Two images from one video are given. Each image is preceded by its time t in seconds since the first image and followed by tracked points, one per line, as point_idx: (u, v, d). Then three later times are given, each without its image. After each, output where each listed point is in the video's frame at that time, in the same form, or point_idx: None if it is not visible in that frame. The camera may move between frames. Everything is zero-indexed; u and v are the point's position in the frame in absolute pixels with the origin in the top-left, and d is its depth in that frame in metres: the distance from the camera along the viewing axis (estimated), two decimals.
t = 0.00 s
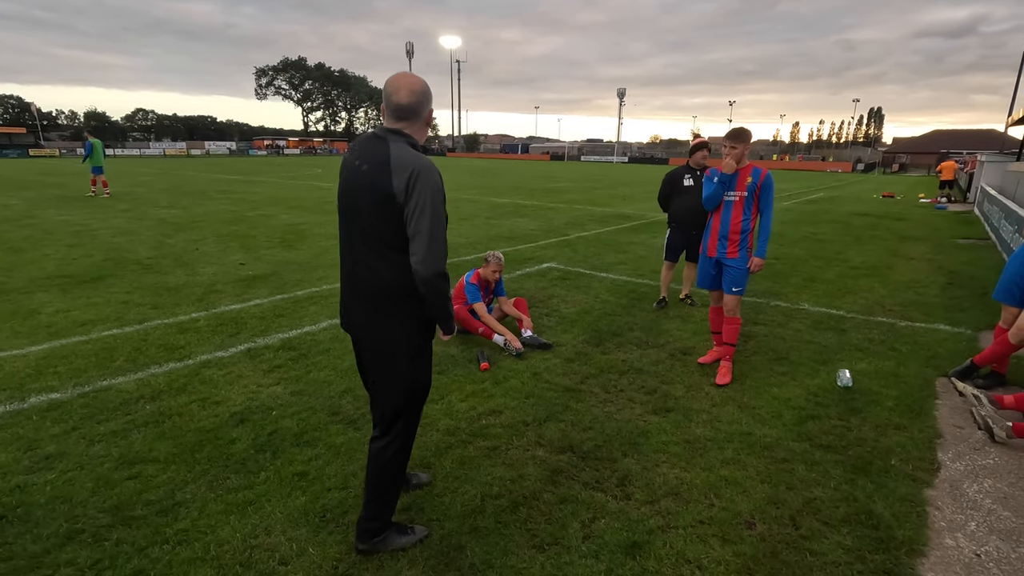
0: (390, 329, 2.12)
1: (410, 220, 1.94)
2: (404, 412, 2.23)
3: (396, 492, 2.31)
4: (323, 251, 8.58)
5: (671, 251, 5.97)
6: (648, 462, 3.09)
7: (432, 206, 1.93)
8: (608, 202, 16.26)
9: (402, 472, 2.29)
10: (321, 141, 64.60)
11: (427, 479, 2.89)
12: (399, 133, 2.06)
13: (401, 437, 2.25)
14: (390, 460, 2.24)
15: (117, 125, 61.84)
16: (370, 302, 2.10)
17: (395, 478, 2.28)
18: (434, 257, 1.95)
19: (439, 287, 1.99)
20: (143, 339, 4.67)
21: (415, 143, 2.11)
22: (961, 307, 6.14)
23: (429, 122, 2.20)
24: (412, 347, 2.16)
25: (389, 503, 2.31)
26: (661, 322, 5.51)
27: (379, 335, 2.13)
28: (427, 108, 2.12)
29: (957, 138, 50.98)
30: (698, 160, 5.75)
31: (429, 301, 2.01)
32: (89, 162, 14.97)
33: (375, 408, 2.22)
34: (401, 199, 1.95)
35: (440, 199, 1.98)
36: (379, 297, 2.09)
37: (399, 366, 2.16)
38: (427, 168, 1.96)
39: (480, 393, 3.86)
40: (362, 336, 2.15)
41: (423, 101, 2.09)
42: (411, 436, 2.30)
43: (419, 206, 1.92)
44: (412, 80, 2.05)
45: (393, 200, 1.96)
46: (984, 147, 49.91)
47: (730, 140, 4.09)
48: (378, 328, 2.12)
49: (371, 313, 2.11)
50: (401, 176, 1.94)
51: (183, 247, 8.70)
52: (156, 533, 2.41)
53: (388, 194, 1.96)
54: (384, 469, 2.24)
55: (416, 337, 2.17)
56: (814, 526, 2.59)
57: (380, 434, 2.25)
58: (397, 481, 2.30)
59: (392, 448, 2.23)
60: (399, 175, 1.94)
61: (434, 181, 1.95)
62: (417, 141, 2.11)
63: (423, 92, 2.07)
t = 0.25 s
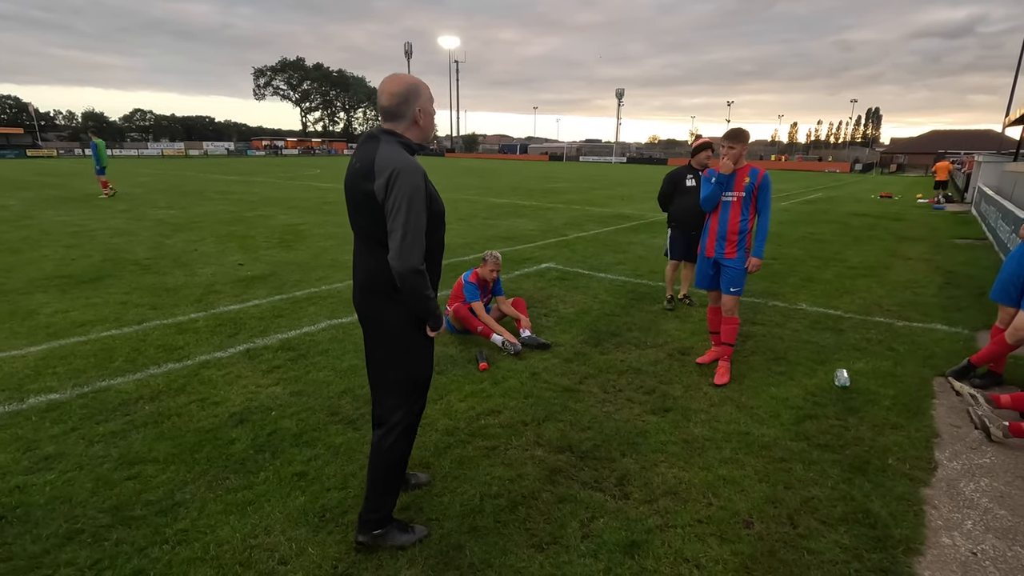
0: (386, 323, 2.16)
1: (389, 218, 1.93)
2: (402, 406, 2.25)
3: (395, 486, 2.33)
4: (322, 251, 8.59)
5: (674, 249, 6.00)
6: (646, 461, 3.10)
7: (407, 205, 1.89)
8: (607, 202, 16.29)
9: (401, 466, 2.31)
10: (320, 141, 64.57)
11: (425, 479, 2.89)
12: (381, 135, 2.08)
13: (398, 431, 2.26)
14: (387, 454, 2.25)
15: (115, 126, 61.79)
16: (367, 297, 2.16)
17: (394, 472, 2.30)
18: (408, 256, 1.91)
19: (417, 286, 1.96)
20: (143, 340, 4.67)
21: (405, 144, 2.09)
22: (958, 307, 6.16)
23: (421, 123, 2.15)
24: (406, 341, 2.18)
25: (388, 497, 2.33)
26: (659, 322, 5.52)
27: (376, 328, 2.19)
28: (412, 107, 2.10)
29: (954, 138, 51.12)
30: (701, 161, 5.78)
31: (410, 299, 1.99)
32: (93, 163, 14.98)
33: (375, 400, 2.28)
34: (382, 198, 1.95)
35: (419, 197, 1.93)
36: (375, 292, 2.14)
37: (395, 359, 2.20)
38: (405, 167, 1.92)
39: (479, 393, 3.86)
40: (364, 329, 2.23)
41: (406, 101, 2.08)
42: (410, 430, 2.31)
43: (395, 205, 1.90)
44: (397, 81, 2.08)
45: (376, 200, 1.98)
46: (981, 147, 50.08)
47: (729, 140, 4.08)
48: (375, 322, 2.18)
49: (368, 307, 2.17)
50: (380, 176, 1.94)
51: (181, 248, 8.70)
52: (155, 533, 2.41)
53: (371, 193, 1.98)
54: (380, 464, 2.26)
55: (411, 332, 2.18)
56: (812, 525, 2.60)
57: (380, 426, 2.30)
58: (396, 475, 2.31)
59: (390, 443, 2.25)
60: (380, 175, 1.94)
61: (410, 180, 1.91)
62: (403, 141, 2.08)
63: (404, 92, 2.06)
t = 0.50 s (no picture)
0: (385, 320, 2.18)
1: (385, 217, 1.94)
2: (400, 403, 2.27)
3: (393, 483, 2.34)
4: (320, 252, 8.59)
5: (675, 252, 6.00)
6: (643, 461, 3.11)
7: (403, 204, 1.90)
8: (605, 202, 16.32)
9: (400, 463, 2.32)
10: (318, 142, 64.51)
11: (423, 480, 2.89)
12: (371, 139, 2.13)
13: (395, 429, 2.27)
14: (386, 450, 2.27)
15: (112, 126, 61.65)
16: (365, 294, 2.18)
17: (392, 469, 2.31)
18: (403, 255, 1.92)
19: (413, 285, 1.96)
20: (140, 341, 4.67)
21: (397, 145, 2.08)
22: (954, 307, 6.18)
23: (411, 124, 2.11)
24: (404, 339, 2.20)
25: (386, 495, 2.33)
26: (657, 322, 5.54)
27: (375, 325, 2.21)
28: (399, 107, 2.09)
29: (951, 138, 51.28)
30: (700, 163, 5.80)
31: (405, 298, 2.00)
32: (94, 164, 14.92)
33: (374, 396, 2.30)
34: (379, 197, 1.96)
35: (415, 196, 1.94)
36: (373, 290, 2.16)
37: (392, 356, 2.22)
38: (402, 167, 1.94)
39: (477, 394, 3.87)
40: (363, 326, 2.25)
41: (392, 102, 2.09)
42: (408, 427, 2.33)
43: (391, 204, 1.91)
44: (383, 85, 2.10)
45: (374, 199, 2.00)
46: (977, 147, 50.25)
47: (725, 140, 4.07)
48: (374, 319, 2.20)
49: (367, 305, 2.20)
50: (377, 176, 1.95)
51: (179, 248, 8.69)
52: (153, 534, 2.41)
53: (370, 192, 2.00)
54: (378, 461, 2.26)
55: (409, 329, 2.20)
56: (808, 524, 2.61)
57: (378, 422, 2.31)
58: (394, 473, 2.32)
59: (388, 440, 2.25)
60: (377, 174, 1.95)
61: (407, 180, 1.92)
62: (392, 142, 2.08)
63: (388, 93, 2.08)
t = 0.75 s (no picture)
0: (382, 318, 2.19)
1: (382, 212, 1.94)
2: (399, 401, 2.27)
3: (390, 482, 2.34)
4: (317, 252, 8.59)
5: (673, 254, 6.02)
6: (640, 461, 3.11)
7: (400, 200, 1.90)
8: (602, 202, 16.34)
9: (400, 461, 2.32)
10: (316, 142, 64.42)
11: (419, 480, 2.89)
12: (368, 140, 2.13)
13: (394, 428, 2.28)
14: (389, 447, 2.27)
15: (109, 126, 61.47)
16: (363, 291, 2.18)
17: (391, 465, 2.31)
18: (399, 251, 1.92)
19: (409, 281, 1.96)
20: (137, 341, 4.66)
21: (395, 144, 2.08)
22: (949, 307, 6.21)
23: (408, 123, 2.12)
24: (402, 337, 2.20)
25: (383, 494, 2.34)
26: (654, 321, 5.55)
27: (373, 323, 2.21)
28: (393, 107, 2.10)
29: (947, 138, 51.46)
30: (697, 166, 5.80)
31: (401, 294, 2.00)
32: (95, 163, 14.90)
33: (372, 394, 2.31)
34: (377, 193, 1.97)
35: (413, 192, 1.94)
36: (373, 287, 2.17)
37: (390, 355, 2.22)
38: (400, 163, 1.94)
39: (474, 394, 3.88)
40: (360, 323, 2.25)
41: (387, 102, 2.10)
42: (407, 426, 2.33)
43: (389, 198, 1.91)
44: (379, 87, 2.12)
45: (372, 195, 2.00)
46: (973, 147, 50.45)
47: (723, 141, 4.11)
48: (372, 316, 2.20)
49: (366, 301, 2.20)
50: (375, 171, 1.96)
51: (176, 249, 8.67)
52: (150, 534, 2.41)
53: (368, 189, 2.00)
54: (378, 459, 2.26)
55: (408, 328, 2.20)
56: (803, 523, 2.62)
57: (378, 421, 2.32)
58: (392, 472, 2.32)
59: (386, 439, 2.25)
60: (375, 170, 1.96)
61: (404, 175, 1.92)
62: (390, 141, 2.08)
63: (383, 94, 2.09)
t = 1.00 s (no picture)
0: (384, 315, 2.18)
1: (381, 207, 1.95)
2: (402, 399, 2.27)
3: (395, 481, 2.32)
4: (314, 252, 8.58)
5: (671, 254, 6.04)
6: (637, 460, 3.12)
7: (398, 193, 1.90)
8: (600, 202, 16.36)
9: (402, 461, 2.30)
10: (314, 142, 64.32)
11: (416, 480, 2.88)
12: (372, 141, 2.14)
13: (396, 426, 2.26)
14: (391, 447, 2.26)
15: (105, 126, 61.27)
16: (364, 288, 2.19)
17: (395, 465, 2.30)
18: (396, 244, 1.91)
19: (406, 275, 1.95)
20: (133, 342, 4.65)
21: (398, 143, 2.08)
22: (945, 306, 6.23)
23: (410, 122, 2.11)
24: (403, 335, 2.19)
25: (387, 493, 2.32)
26: (651, 321, 5.56)
27: (374, 320, 2.20)
28: (397, 106, 2.11)
29: (943, 138, 51.65)
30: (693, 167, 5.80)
31: (397, 290, 1.98)
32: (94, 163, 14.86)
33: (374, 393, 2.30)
34: (377, 187, 1.98)
35: (412, 186, 1.94)
36: (374, 284, 2.17)
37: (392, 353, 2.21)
38: (400, 158, 1.95)
39: (471, 394, 3.88)
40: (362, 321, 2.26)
41: (390, 102, 2.11)
42: (411, 426, 2.31)
43: (388, 191, 1.91)
44: (383, 87, 2.13)
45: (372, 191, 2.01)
46: (969, 147, 50.64)
47: (720, 141, 4.11)
48: (373, 314, 2.20)
49: (367, 299, 2.20)
50: (375, 167, 1.97)
51: (173, 249, 8.65)
52: (146, 535, 2.41)
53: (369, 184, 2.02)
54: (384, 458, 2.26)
55: (408, 326, 2.19)
56: (799, 522, 2.63)
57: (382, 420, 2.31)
58: (394, 471, 2.30)
59: (391, 438, 2.24)
60: (376, 165, 1.98)
61: (403, 169, 1.93)
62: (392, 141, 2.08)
63: (385, 94, 2.10)
